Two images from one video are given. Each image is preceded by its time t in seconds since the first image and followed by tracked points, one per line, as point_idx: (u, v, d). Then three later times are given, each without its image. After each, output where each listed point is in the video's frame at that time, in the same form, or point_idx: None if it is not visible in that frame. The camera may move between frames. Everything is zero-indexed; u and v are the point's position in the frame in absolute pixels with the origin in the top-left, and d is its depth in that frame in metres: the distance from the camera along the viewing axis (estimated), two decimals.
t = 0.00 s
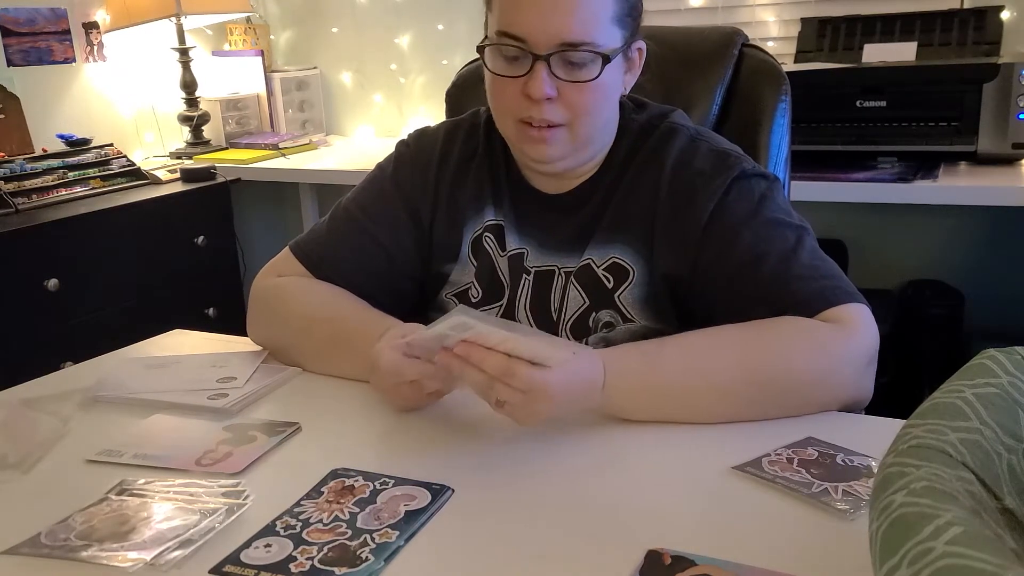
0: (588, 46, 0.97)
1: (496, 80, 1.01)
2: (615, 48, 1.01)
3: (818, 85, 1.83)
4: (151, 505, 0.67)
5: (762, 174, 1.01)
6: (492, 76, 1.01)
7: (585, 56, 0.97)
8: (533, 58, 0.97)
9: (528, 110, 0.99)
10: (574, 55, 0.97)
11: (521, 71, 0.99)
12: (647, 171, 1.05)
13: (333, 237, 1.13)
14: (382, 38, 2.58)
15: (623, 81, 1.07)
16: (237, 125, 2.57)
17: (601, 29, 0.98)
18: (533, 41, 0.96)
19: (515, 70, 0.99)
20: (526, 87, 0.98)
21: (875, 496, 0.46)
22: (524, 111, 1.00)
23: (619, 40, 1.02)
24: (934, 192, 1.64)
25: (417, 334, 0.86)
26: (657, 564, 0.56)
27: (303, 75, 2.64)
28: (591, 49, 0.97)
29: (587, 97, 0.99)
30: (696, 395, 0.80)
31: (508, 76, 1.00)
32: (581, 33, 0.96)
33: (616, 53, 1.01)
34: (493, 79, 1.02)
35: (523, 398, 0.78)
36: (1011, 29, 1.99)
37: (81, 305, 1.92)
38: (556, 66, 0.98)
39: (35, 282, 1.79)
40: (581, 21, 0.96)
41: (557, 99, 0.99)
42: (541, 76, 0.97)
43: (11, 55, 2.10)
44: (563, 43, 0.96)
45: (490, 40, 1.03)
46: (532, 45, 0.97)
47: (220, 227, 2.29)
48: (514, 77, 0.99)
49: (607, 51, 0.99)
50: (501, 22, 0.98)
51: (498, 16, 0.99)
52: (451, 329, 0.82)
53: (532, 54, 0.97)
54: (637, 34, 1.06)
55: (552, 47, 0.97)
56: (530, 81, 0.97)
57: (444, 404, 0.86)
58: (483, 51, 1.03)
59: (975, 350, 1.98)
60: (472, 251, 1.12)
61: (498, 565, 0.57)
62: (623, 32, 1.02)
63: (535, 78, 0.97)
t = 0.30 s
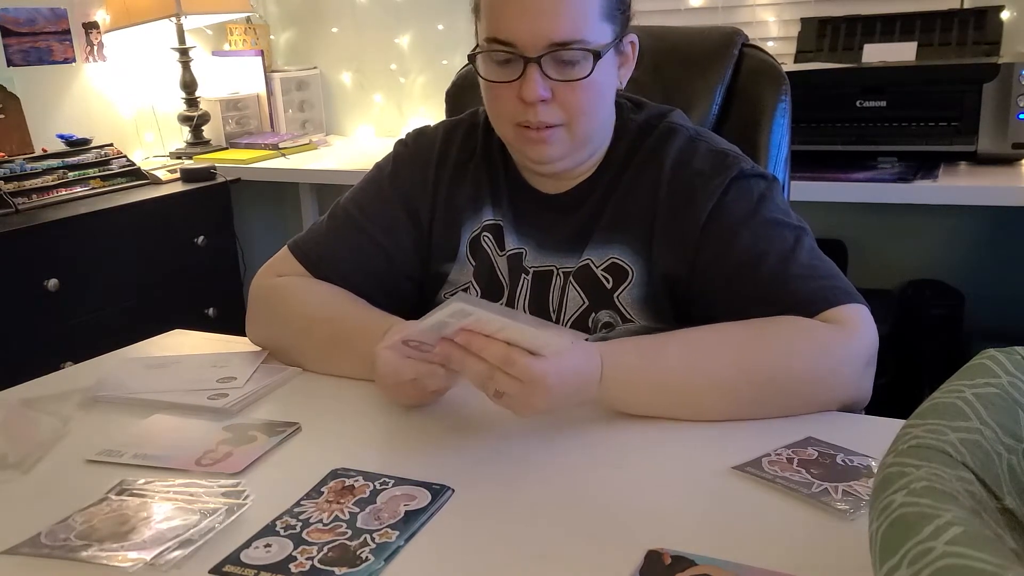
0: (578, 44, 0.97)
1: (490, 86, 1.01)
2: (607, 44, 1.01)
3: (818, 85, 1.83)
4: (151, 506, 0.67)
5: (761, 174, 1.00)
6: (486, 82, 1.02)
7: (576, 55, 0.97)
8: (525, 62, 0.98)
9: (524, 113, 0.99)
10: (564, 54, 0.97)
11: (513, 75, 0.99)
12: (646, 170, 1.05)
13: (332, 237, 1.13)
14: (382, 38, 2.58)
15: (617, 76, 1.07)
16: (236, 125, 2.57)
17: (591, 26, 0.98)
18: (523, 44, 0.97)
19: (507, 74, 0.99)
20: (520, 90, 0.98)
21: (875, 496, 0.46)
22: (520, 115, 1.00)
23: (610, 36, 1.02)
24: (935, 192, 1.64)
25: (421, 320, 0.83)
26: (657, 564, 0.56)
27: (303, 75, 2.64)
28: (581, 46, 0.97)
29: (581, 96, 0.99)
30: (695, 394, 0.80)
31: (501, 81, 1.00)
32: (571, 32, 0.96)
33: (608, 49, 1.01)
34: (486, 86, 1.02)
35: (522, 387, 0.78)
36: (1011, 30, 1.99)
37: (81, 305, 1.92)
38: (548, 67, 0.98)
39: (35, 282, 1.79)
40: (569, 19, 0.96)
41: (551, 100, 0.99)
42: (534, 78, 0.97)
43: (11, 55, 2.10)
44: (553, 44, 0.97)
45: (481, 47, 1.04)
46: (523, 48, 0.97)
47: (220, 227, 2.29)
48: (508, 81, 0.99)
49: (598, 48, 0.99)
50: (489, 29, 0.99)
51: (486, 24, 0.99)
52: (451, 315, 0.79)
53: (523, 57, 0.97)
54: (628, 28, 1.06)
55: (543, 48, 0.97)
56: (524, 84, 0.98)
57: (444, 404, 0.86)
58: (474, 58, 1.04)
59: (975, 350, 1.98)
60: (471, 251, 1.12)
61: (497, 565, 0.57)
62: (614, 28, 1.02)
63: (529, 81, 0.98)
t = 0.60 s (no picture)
0: (582, 51, 0.97)
1: (491, 89, 1.01)
2: (610, 50, 1.01)
3: (818, 86, 1.83)
4: (151, 506, 0.67)
5: (761, 173, 1.00)
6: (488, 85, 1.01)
7: (579, 61, 0.97)
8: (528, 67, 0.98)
9: (526, 117, 1.00)
10: (568, 60, 0.97)
11: (515, 79, 0.99)
12: (646, 170, 1.05)
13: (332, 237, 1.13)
14: (382, 38, 2.58)
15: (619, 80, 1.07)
16: (236, 125, 2.57)
17: (595, 32, 0.98)
18: (527, 48, 0.96)
19: (509, 77, 0.99)
20: (522, 95, 0.98)
21: (875, 496, 0.46)
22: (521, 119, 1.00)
23: (613, 41, 1.01)
24: (935, 192, 1.64)
25: (411, 313, 0.79)
26: (657, 564, 0.56)
27: (303, 75, 2.64)
28: (585, 53, 0.97)
29: (583, 101, 0.99)
30: (695, 393, 0.80)
31: (504, 84, 1.00)
32: (575, 38, 0.96)
33: (611, 55, 1.01)
34: (489, 89, 1.02)
35: (512, 385, 0.78)
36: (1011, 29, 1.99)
37: (82, 305, 1.92)
38: (551, 72, 0.98)
39: (35, 282, 1.79)
40: (573, 26, 0.96)
41: (553, 105, 0.99)
42: (537, 83, 0.97)
43: (11, 55, 2.10)
44: (556, 50, 0.96)
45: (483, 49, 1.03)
46: (526, 53, 0.97)
47: (220, 227, 2.29)
48: (510, 85, 0.99)
49: (601, 54, 0.99)
50: (493, 31, 0.98)
51: (489, 26, 0.99)
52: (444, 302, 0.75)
53: (526, 62, 0.97)
54: (630, 33, 1.06)
55: (547, 53, 0.97)
56: (526, 89, 0.98)
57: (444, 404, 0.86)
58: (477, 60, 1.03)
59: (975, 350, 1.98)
60: (471, 250, 1.12)
61: (497, 565, 0.57)
62: (617, 33, 1.02)
63: (531, 86, 0.98)
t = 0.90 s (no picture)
0: (596, 56, 0.97)
1: (501, 88, 1.01)
2: (622, 55, 1.01)
3: (818, 86, 1.83)
4: (151, 505, 0.67)
5: (762, 174, 1.00)
6: (498, 84, 1.01)
7: (592, 66, 0.97)
8: (541, 68, 0.97)
9: (535, 119, 1.00)
10: (581, 64, 0.97)
11: (527, 80, 0.99)
12: (647, 171, 1.05)
13: (332, 238, 1.13)
14: (382, 38, 2.58)
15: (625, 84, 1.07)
16: (236, 125, 2.57)
17: (609, 38, 0.98)
18: (541, 51, 0.96)
19: (521, 77, 0.99)
20: (533, 96, 0.98)
21: (875, 496, 0.46)
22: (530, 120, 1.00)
23: (624, 46, 1.01)
24: (935, 192, 1.64)
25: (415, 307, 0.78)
26: (657, 564, 0.56)
27: (303, 75, 2.64)
28: (598, 58, 0.97)
29: (593, 105, 0.99)
30: (696, 394, 0.80)
31: (514, 84, 1.00)
32: (590, 43, 0.96)
33: (622, 60, 1.01)
34: (498, 88, 1.02)
35: (508, 382, 0.78)
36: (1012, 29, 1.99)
37: (81, 306, 1.92)
38: (563, 75, 0.98)
39: (35, 282, 1.79)
40: (588, 30, 0.96)
41: (563, 108, 0.99)
42: (549, 85, 0.97)
43: (11, 55, 2.10)
44: (570, 54, 0.96)
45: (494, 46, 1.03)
46: (540, 54, 0.97)
47: (220, 227, 2.29)
48: (521, 85, 0.99)
49: (614, 59, 0.99)
50: (506, 30, 0.98)
51: (503, 24, 0.98)
52: (449, 298, 0.75)
53: (539, 63, 0.97)
54: (639, 38, 1.06)
55: (560, 57, 0.96)
56: (537, 91, 0.97)
57: (444, 404, 0.86)
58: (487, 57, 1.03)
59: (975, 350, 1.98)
60: (472, 251, 1.12)
61: (498, 565, 0.57)
62: (628, 38, 1.02)
63: (543, 88, 0.97)
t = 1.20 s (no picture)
0: (595, 46, 0.97)
1: (500, 78, 1.01)
2: (622, 49, 1.01)
3: (818, 86, 1.83)
4: (151, 506, 0.67)
5: (762, 174, 1.00)
6: (498, 75, 1.01)
7: (591, 56, 0.97)
8: (539, 56, 0.97)
9: (532, 108, 0.99)
10: (580, 53, 0.97)
11: (526, 69, 0.99)
12: (648, 171, 1.05)
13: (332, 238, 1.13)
14: (382, 38, 2.58)
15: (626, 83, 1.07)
16: (237, 125, 2.57)
17: (609, 29, 0.98)
18: (540, 38, 0.97)
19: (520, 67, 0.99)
20: (531, 84, 0.98)
21: (875, 496, 0.46)
22: (528, 109, 0.99)
23: (625, 42, 1.02)
24: (934, 192, 1.64)
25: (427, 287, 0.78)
26: (657, 564, 0.56)
27: (303, 75, 2.64)
28: (597, 48, 0.98)
29: (591, 96, 0.99)
30: (699, 395, 0.80)
31: (513, 74, 1.00)
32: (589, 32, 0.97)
33: (622, 54, 1.01)
34: (497, 79, 1.01)
35: (521, 369, 0.78)
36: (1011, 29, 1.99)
37: (81, 306, 1.92)
38: (562, 64, 0.98)
39: (35, 282, 1.79)
40: (588, 20, 0.97)
41: (562, 97, 0.98)
42: (547, 73, 0.97)
43: (11, 55, 2.10)
44: (569, 42, 0.97)
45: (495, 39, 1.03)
46: (539, 42, 0.97)
47: (220, 227, 2.29)
48: (520, 74, 0.99)
49: (613, 52, 0.99)
50: (507, 19, 0.99)
51: (504, 14, 0.99)
52: (460, 275, 0.75)
53: (538, 51, 0.97)
54: (641, 37, 1.07)
55: (559, 45, 0.97)
56: (536, 79, 0.97)
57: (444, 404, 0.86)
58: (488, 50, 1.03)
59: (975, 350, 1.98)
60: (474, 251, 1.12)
61: (498, 565, 0.57)
62: (628, 34, 1.03)
63: (541, 76, 0.97)
